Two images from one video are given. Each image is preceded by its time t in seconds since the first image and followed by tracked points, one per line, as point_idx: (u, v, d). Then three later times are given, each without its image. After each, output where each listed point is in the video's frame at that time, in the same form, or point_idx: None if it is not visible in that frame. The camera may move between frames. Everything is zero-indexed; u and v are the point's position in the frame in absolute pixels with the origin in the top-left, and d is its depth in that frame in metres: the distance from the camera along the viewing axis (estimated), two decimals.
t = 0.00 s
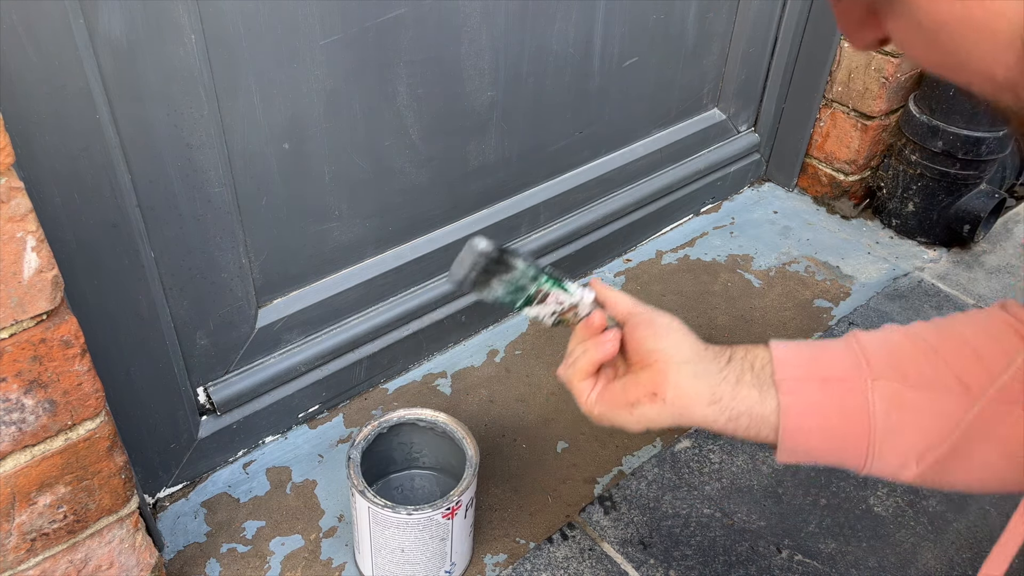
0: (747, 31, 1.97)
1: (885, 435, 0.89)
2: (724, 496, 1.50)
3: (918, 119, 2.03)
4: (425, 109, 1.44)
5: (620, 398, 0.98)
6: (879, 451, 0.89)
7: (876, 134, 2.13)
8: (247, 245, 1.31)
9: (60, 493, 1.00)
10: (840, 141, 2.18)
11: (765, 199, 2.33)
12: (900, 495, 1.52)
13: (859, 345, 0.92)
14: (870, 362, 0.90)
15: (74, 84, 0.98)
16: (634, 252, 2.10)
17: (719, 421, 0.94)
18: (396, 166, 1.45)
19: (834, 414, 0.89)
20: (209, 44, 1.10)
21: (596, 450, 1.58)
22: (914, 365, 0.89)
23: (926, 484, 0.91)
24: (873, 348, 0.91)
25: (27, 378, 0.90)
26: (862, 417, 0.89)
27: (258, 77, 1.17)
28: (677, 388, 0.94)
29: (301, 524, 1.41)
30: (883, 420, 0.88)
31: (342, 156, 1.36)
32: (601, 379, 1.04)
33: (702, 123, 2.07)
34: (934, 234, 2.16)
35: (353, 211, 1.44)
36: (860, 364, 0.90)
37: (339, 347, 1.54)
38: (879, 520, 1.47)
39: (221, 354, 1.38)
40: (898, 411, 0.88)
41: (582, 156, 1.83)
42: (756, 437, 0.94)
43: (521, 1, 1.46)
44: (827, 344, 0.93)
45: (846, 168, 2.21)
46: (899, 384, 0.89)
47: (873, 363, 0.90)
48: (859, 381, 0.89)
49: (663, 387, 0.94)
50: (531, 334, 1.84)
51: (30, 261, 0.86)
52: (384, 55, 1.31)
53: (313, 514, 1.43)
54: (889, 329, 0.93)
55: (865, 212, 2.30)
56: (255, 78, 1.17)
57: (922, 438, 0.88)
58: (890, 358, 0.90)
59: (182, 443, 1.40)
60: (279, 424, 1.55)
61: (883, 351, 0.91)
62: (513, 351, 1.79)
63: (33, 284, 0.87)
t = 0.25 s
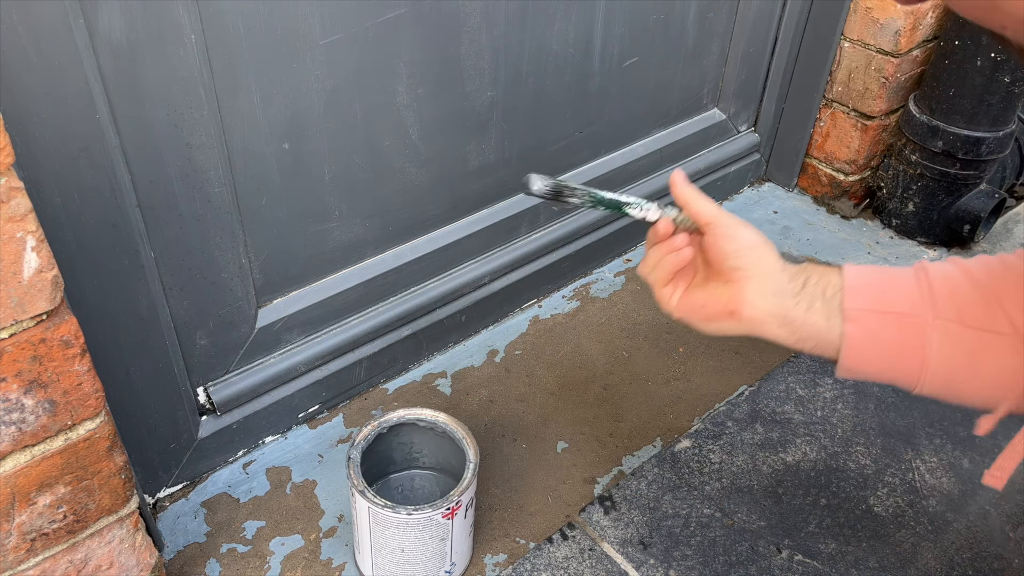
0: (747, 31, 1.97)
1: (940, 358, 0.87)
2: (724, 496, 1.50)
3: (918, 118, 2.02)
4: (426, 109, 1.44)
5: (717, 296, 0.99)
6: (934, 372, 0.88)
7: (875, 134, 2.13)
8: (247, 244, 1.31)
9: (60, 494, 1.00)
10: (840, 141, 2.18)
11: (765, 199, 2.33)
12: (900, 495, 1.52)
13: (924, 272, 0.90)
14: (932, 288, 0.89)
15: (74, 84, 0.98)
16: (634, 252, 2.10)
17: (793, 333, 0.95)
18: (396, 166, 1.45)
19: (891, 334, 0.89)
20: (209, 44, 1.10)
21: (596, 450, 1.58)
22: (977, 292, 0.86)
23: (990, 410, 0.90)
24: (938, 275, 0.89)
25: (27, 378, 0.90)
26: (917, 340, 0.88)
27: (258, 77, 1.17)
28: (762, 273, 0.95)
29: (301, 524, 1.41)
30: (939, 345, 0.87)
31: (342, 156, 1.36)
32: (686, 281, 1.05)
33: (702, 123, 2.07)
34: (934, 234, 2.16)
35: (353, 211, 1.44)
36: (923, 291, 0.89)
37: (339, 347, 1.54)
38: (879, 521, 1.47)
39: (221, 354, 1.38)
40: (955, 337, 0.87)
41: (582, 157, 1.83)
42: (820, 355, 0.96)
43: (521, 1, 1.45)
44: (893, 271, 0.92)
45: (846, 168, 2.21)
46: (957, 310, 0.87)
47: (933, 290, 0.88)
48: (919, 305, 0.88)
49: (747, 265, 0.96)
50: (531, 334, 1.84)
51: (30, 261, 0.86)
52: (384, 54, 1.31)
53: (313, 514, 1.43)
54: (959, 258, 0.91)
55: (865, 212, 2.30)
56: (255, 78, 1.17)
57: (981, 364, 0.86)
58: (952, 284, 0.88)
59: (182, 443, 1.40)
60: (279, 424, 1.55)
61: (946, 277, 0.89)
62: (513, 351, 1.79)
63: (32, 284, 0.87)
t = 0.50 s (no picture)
0: (747, 31, 1.97)
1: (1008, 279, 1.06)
2: (724, 496, 1.50)
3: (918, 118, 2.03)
4: (426, 109, 1.44)
5: (783, 218, 1.19)
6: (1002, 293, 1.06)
7: (876, 134, 2.13)
8: (247, 245, 1.31)
9: (60, 493, 1.00)
10: (840, 141, 2.19)
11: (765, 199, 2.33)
12: (900, 495, 1.52)
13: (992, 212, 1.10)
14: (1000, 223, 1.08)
15: (75, 84, 0.98)
16: (634, 252, 2.10)
17: (858, 255, 1.12)
18: (396, 166, 1.45)
19: (964, 256, 1.07)
20: (209, 44, 1.10)
21: (596, 450, 1.58)
22: None
23: None
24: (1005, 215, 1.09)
25: (27, 378, 0.90)
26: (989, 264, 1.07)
27: (258, 77, 1.17)
28: (841, 207, 1.12)
29: (301, 524, 1.41)
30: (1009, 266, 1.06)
31: (342, 155, 1.36)
32: (756, 192, 1.23)
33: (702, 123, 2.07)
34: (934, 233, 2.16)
35: (353, 211, 1.44)
36: (995, 228, 1.08)
37: (339, 347, 1.54)
38: (879, 521, 1.47)
39: (221, 353, 1.38)
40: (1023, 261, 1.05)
41: (582, 156, 1.83)
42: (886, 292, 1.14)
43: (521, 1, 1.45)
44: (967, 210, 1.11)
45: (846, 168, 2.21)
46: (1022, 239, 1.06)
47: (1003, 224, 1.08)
48: (992, 238, 1.08)
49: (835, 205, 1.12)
50: (531, 334, 1.84)
51: (30, 261, 0.86)
52: (384, 54, 1.31)
53: (313, 514, 1.43)
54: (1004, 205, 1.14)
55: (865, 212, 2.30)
56: (255, 78, 1.17)
57: None
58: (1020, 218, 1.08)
59: (182, 443, 1.40)
60: (279, 424, 1.55)
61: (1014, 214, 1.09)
62: (513, 351, 1.79)
63: (32, 284, 0.87)
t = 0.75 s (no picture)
0: (747, 31, 1.97)
1: (965, 281, 1.03)
2: (724, 496, 1.50)
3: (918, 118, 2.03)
4: (425, 109, 1.44)
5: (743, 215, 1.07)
6: (959, 295, 1.04)
7: (876, 134, 2.13)
8: (247, 245, 1.31)
9: (60, 493, 1.00)
10: (840, 141, 2.18)
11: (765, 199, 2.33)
12: (900, 495, 1.52)
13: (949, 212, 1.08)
14: (961, 223, 1.06)
15: (74, 84, 0.98)
16: (634, 253, 2.10)
17: (813, 261, 1.08)
18: (396, 166, 1.45)
19: (920, 258, 1.05)
20: (209, 45, 1.10)
21: (596, 450, 1.58)
22: (1000, 224, 1.04)
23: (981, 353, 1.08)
24: (964, 214, 1.07)
25: (26, 378, 0.90)
26: (946, 267, 1.04)
27: (258, 77, 1.17)
28: (801, 224, 1.03)
29: (301, 524, 1.41)
30: (967, 266, 1.03)
31: (342, 155, 1.36)
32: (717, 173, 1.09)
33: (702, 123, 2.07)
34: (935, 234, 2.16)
35: (353, 211, 1.44)
36: (956, 233, 1.06)
37: (339, 347, 1.54)
38: (879, 520, 1.47)
39: (221, 353, 1.38)
40: (983, 263, 1.03)
41: (582, 156, 1.83)
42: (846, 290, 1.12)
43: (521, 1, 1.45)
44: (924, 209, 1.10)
45: (846, 168, 2.20)
46: (982, 240, 1.04)
47: (962, 224, 1.06)
48: (949, 242, 1.05)
49: (790, 210, 1.01)
50: (531, 334, 1.84)
51: (30, 261, 0.86)
52: (383, 54, 1.31)
53: (313, 514, 1.43)
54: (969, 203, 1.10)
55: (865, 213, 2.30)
56: (255, 78, 1.17)
57: (1002, 293, 1.02)
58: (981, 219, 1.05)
59: (183, 443, 1.40)
60: (279, 424, 1.55)
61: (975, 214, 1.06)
62: (513, 351, 1.79)
63: (32, 284, 0.87)
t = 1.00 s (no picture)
0: (747, 31, 1.97)
1: (901, 335, 1.14)
2: (724, 496, 1.50)
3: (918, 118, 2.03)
4: (425, 109, 1.43)
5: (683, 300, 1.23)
6: (895, 348, 1.15)
7: (875, 134, 2.13)
8: (247, 245, 1.31)
9: (60, 493, 1.00)
10: (840, 141, 2.18)
11: (765, 199, 2.33)
12: (900, 495, 1.52)
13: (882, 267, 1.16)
14: (890, 279, 1.15)
15: (74, 84, 0.98)
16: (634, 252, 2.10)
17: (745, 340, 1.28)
18: (396, 166, 1.45)
19: (852, 320, 1.15)
20: (209, 45, 1.10)
21: (596, 450, 1.58)
22: (926, 276, 1.13)
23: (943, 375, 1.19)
24: (892, 269, 1.16)
25: (27, 378, 0.90)
26: (880, 324, 1.15)
27: (258, 76, 1.17)
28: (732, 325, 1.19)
29: (301, 524, 1.41)
30: (901, 323, 1.13)
31: (342, 155, 1.36)
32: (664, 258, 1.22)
33: (702, 123, 2.07)
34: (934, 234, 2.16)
35: (353, 211, 1.44)
36: (882, 290, 1.15)
37: (339, 347, 1.54)
38: (879, 521, 1.47)
39: (221, 354, 1.38)
40: (911, 317, 1.13)
41: (582, 156, 1.83)
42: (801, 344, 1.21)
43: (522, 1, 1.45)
44: (853, 267, 1.18)
45: (846, 168, 2.20)
46: (911, 295, 1.13)
47: (891, 280, 1.15)
48: (875, 301, 1.15)
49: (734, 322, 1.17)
50: (531, 334, 1.84)
51: (30, 261, 0.86)
52: (384, 54, 1.31)
53: (313, 514, 1.43)
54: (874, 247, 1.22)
55: (864, 212, 2.30)
56: (255, 78, 1.17)
57: (935, 342, 1.12)
58: (906, 274, 1.15)
59: (182, 443, 1.40)
60: (279, 424, 1.55)
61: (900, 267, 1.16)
62: (513, 351, 1.79)
63: (33, 284, 0.87)
